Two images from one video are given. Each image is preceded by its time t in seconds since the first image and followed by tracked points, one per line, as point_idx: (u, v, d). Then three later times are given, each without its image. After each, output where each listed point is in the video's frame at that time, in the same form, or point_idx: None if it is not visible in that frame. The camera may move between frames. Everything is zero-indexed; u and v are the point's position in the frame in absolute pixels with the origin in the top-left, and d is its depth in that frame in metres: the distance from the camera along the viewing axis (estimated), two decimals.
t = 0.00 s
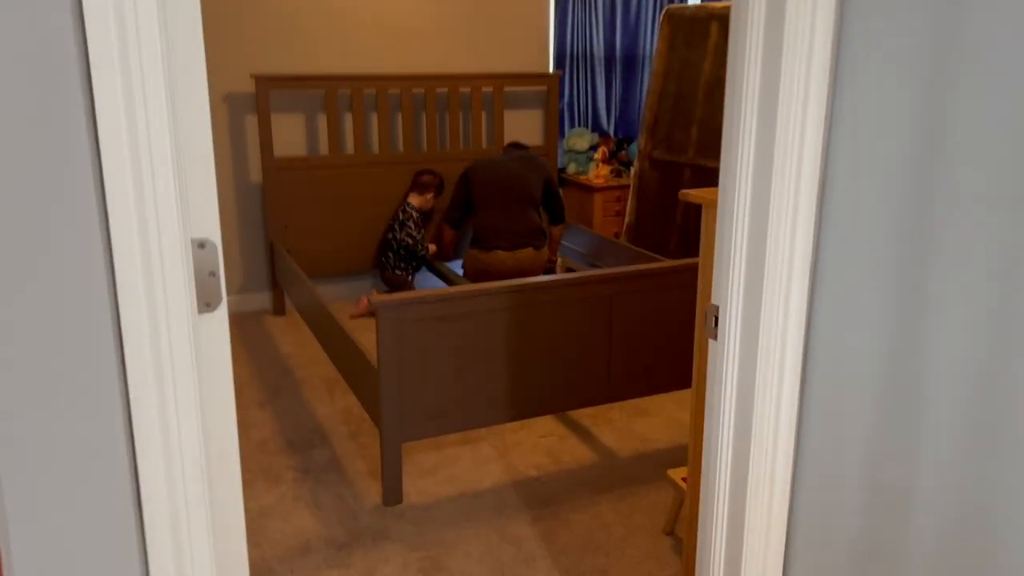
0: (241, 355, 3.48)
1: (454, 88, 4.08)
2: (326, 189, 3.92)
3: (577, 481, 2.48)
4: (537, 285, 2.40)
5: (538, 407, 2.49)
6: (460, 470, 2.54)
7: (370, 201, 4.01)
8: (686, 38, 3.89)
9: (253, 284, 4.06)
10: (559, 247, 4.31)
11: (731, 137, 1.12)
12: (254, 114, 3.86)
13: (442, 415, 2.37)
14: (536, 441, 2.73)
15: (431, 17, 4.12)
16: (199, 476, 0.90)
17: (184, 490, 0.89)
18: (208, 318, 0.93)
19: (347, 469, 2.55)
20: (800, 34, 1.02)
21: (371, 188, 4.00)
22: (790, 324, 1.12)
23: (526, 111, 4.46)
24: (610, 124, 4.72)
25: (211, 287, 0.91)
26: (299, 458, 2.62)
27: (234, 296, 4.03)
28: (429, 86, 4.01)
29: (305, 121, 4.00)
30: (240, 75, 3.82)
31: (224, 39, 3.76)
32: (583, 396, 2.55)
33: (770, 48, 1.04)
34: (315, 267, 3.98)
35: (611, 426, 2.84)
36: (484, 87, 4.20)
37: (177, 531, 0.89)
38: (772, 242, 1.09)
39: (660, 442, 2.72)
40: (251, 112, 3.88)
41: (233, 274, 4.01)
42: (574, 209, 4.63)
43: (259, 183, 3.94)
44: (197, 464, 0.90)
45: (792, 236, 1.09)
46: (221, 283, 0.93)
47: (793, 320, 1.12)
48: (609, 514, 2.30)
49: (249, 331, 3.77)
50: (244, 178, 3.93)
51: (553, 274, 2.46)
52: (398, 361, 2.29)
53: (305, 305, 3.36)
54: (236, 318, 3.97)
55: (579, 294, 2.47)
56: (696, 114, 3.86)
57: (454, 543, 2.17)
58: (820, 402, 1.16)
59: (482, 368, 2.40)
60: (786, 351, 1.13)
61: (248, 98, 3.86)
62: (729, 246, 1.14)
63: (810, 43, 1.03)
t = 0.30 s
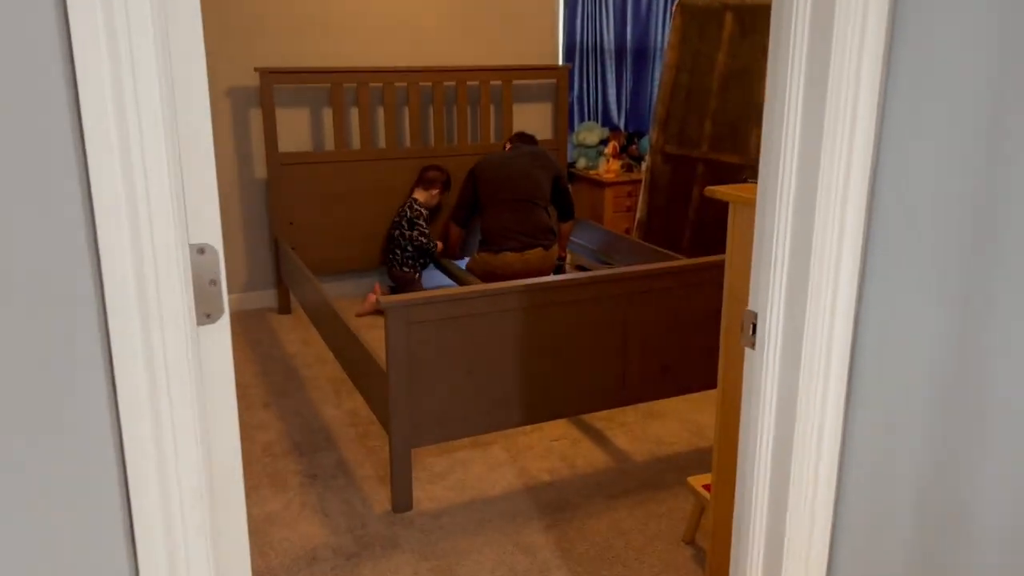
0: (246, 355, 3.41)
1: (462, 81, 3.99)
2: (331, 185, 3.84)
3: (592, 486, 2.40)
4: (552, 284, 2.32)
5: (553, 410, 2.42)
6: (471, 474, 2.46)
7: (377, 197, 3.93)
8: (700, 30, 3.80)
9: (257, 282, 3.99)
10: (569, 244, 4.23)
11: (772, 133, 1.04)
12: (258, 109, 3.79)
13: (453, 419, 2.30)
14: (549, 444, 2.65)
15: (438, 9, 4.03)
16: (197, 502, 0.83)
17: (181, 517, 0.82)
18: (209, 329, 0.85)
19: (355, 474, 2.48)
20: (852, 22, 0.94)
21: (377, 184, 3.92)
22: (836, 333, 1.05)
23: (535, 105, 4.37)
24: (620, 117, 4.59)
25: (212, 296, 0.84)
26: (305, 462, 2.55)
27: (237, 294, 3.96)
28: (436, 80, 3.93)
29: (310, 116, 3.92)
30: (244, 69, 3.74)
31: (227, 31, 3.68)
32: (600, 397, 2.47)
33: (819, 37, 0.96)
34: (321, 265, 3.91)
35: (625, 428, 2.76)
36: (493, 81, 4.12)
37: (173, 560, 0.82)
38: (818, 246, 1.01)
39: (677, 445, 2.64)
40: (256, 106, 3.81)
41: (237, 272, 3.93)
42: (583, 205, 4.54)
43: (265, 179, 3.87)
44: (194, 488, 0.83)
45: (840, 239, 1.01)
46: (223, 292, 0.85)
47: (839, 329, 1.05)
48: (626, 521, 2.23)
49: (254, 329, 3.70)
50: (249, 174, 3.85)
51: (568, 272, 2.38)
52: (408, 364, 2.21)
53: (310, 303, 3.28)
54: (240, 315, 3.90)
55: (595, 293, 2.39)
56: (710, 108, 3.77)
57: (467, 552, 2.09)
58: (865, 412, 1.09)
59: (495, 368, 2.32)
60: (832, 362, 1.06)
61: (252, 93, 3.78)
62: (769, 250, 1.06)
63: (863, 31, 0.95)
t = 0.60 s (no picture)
0: (253, 363, 3.34)
1: (473, 82, 3.91)
2: (341, 190, 3.77)
3: (607, 505, 2.31)
4: (565, 295, 2.23)
5: (566, 425, 2.33)
6: (482, 491, 2.38)
7: (386, 201, 3.86)
8: (718, 28, 3.69)
9: (266, 288, 3.92)
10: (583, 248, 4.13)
11: (800, 149, 0.95)
12: (266, 112, 3.71)
13: (462, 436, 2.21)
14: (562, 458, 2.56)
15: (449, 9, 3.95)
16: (159, 556, 0.76)
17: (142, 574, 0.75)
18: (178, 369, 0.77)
19: (361, 490, 2.40)
20: (892, 26, 0.85)
21: (387, 188, 3.84)
22: (871, 366, 0.95)
23: (549, 106, 4.28)
24: (635, 118, 4.53)
25: (181, 332, 0.76)
26: (310, 478, 2.47)
27: (245, 300, 3.90)
28: (447, 81, 3.84)
29: (319, 119, 3.84)
30: (252, 72, 3.67)
31: (234, 32, 3.61)
32: (614, 412, 2.38)
33: (854, 44, 0.87)
34: (330, 270, 3.83)
35: (641, 442, 2.66)
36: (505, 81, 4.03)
37: None
38: (854, 272, 0.92)
39: (695, 461, 2.55)
40: (264, 109, 3.73)
41: (244, 278, 3.87)
42: (598, 208, 4.44)
43: (272, 183, 3.79)
44: (156, 542, 0.75)
45: (877, 264, 0.92)
46: (194, 328, 0.77)
47: (876, 362, 0.95)
48: (642, 543, 2.13)
49: (261, 337, 3.63)
50: (257, 178, 3.78)
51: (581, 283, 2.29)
52: (415, 379, 2.12)
53: (318, 311, 3.21)
54: (249, 322, 3.83)
55: (610, 305, 2.30)
56: (728, 108, 3.66)
57: None
58: (903, 453, 1.00)
59: (505, 384, 2.23)
60: (868, 398, 0.96)
61: (260, 95, 3.71)
62: (797, 275, 0.97)
63: (905, 37, 0.86)
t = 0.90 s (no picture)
0: (229, 374, 3.23)
1: (459, 84, 3.81)
2: (322, 194, 3.66)
3: (590, 527, 2.21)
4: (546, 309, 2.13)
5: (548, 441, 2.24)
6: (459, 513, 2.28)
7: (369, 206, 3.75)
8: (710, 29, 3.60)
9: (245, 295, 3.82)
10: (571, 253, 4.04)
11: (790, 147, 0.87)
12: (246, 114, 3.60)
13: (438, 455, 2.12)
14: (544, 477, 2.46)
15: (435, 8, 3.84)
16: None
17: None
18: (63, 424, 0.70)
19: (333, 511, 2.30)
20: (886, 9, 0.76)
21: (369, 192, 3.74)
22: (866, 387, 0.86)
23: (537, 108, 4.18)
24: (626, 121, 4.44)
25: (65, 384, 0.69)
26: (281, 498, 2.37)
27: (223, 307, 3.79)
28: (432, 82, 3.74)
29: (300, 121, 3.73)
30: (231, 72, 3.56)
31: (211, 32, 3.49)
32: (599, 429, 2.28)
33: (844, 32, 0.78)
34: (312, 276, 3.73)
35: (627, 459, 2.56)
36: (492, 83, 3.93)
37: None
38: (845, 284, 0.83)
39: (682, 479, 2.45)
40: (243, 111, 3.62)
41: (223, 285, 3.76)
42: (587, 212, 4.34)
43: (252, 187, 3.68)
44: None
45: (871, 277, 0.83)
46: (82, 378, 0.70)
47: (871, 383, 0.86)
48: (625, 569, 2.03)
49: (239, 346, 3.52)
50: (236, 182, 3.67)
51: (564, 295, 2.19)
52: (387, 397, 2.02)
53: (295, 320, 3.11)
54: (227, 330, 3.72)
55: (594, 317, 2.21)
56: (720, 111, 3.56)
57: None
58: (904, 482, 0.90)
59: (484, 401, 2.14)
60: (862, 423, 0.87)
61: (240, 96, 3.60)
62: (785, 297, 0.89)
63: (902, 25, 0.76)
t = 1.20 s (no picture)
0: (204, 376, 3.13)
1: (445, 78, 3.70)
2: (303, 190, 3.56)
3: (573, 541, 2.12)
4: (527, 313, 2.03)
5: (530, 453, 2.14)
6: (437, 526, 2.18)
7: (351, 203, 3.65)
8: (701, 23, 3.50)
9: (223, 294, 3.71)
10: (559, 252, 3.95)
11: (782, 153, 0.77)
12: (224, 108, 3.49)
13: (414, 466, 2.02)
14: (528, 486, 2.37)
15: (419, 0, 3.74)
16: None
17: None
18: None
19: (306, 523, 2.20)
20: None
21: (351, 189, 3.64)
22: (867, 424, 0.77)
23: (525, 103, 4.08)
24: (617, 117, 4.33)
25: None
26: (252, 509, 2.27)
27: (201, 307, 3.68)
28: (416, 76, 3.63)
29: (280, 115, 3.62)
30: (208, 65, 3.45)
31: (187, 23, 3.38)
32: (583, 438, 2.19)
33: (843, 23, 0.69)
34: (292, 276, 3.63)
35: (613, 468, 2.47)
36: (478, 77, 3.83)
37: None
38: (843, 308, 0.74)
39: (670, 489, 2.36)
40: (221, 105, 3.51)
41: (200, 284, 3.65)
42: (577, 210, 4.25)
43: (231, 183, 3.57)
44: None
45: (874, 300, 0.73)
46: None
47: (873, 419, 0.77)
48: None
49: (216, 347, 3.42)
50: (214, 178, 3.56)
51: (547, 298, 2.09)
52: (359, 406, 1.92)
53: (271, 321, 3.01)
54: (204, 330, 3.62)
55: (578, 322, 2.11)
56: (712, 107, 3.47)
57: None
58: (909, 531, 0.80)
59: (462, 409, 2.04)
60: (861, 463, 0.78)
61: (217, 90, 3.49)
62: (776, 317, 0.80)
63: (910, 14, 0.66)
